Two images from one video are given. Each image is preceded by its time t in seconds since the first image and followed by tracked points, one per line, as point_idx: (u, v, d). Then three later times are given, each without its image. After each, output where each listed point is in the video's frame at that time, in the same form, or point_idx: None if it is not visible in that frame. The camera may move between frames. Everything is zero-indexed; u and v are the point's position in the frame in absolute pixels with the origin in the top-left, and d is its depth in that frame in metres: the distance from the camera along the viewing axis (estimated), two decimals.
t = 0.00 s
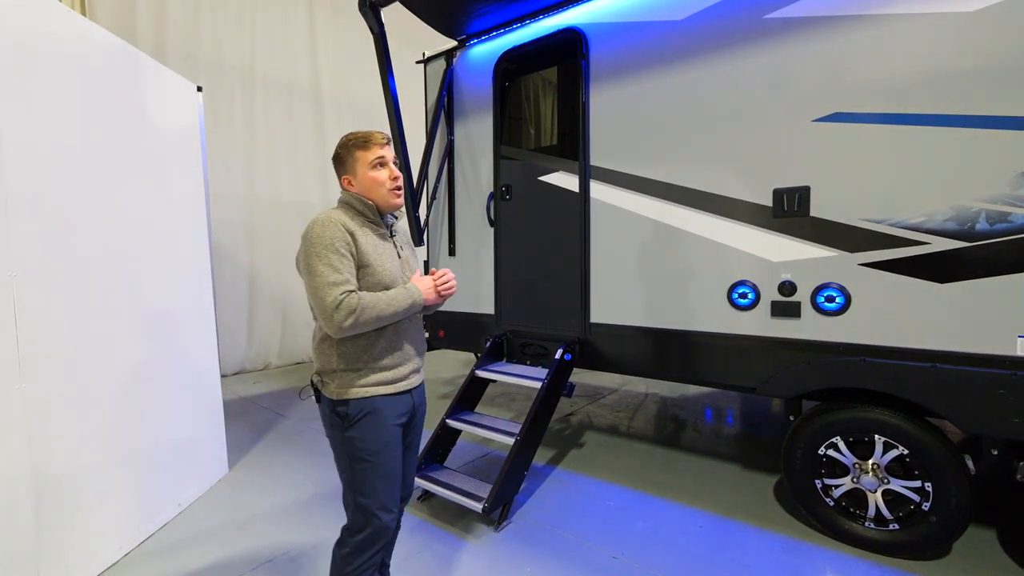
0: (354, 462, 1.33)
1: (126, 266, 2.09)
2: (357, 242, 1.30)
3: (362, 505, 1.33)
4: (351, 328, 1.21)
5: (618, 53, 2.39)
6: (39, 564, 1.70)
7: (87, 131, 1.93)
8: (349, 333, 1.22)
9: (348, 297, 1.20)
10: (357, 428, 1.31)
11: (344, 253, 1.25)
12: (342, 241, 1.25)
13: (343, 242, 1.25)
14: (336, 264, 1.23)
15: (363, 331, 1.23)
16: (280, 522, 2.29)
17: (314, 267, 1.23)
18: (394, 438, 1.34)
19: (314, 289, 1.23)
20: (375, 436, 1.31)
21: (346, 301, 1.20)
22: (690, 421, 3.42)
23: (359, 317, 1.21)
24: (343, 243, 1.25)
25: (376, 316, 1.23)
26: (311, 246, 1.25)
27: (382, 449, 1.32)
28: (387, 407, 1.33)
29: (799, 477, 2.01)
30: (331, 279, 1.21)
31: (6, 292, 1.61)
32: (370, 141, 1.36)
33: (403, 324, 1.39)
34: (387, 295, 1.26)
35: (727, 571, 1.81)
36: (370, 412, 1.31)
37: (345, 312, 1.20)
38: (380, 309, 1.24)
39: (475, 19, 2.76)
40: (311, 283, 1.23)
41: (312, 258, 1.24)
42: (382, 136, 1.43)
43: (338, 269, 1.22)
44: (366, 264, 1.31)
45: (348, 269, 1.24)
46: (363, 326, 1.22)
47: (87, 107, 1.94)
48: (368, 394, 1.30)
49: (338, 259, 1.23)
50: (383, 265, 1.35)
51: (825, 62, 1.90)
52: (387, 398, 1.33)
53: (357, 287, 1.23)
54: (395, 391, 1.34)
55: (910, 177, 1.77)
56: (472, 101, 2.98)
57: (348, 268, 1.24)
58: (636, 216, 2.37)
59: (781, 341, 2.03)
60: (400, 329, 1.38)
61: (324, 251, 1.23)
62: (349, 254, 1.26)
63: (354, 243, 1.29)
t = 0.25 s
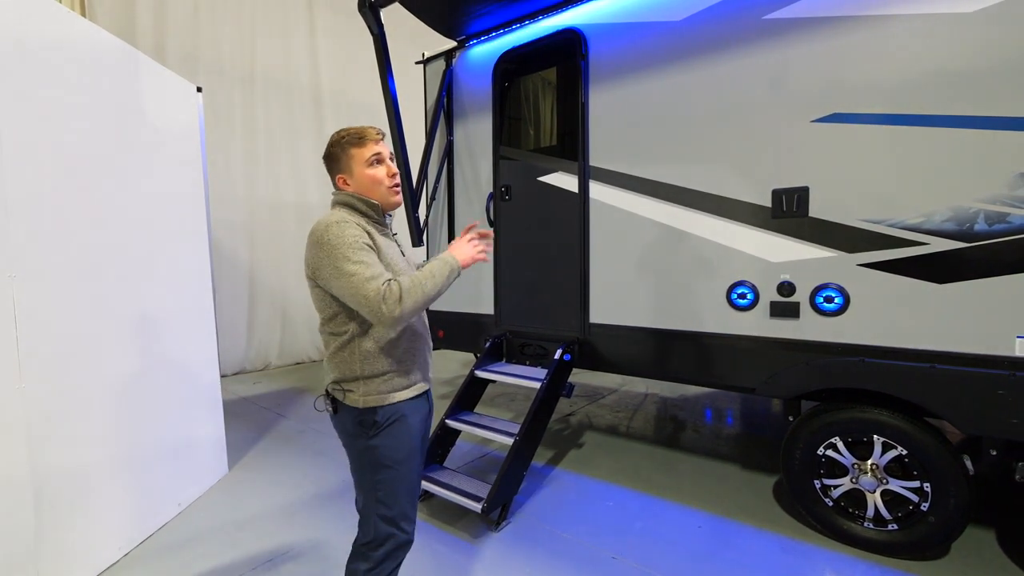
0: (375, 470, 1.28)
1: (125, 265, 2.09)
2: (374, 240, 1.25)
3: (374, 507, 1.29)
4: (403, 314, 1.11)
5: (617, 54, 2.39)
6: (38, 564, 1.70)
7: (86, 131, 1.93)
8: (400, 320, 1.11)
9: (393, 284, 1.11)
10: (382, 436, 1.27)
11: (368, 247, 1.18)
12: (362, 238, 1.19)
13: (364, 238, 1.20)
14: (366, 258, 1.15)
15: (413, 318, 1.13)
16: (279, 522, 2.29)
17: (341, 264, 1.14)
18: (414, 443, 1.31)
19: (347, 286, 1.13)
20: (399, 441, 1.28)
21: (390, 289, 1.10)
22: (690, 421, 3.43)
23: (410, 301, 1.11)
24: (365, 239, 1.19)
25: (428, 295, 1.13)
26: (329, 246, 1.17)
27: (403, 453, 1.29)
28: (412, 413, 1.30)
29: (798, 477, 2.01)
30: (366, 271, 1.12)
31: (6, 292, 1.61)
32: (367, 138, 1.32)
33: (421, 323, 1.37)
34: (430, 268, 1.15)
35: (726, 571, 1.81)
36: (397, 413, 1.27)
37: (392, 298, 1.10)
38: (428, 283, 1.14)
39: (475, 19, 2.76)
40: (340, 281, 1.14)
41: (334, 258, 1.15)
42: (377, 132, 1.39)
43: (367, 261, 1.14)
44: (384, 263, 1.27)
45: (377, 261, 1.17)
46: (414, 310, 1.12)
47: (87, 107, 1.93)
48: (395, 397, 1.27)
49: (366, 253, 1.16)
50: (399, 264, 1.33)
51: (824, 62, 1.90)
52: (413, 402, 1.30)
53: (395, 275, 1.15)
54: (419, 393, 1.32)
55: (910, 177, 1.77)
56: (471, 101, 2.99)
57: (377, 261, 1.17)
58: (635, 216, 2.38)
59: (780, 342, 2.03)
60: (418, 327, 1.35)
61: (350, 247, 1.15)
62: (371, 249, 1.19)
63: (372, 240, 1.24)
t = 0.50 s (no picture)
0: (384, 481, 1.25)
1: (125, 266, 2.09)
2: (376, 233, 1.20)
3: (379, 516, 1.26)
4: (424, 293, 1.01)
5: (617, 54, 2.39)
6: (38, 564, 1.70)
7: (86, 132, 1.94)
8: (420, 302, 1.02)
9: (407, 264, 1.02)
10: (394, 446, 1.24)
11: (371, 237, 1.12)
12: (364, 229, 1.13)
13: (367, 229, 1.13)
14: (372, 247, 1.08)
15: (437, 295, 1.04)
16: (279, 522, 2.29)
17: (346, 257, 1.07)
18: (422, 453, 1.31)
19: (356, 277, 1.05)
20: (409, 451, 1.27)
21: (403, 270, 1.02)
22: (690, 421, 3.43)
23: (429, 278, 1.01)
24: (368, 231, 1.13)
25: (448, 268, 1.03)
26: (330, 241, 1.10)
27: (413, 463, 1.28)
28: (421, 422, 1.29)
29: (797, 477, 2.01)
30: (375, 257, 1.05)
31: (6, 293, 1.62)
32: (356, 130, 1.26)
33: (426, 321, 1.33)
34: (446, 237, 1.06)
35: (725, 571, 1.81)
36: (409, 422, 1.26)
37: (408, 279, 1.01)
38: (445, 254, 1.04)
39: (474, 20, 2.77)
40: (348, 273, 1.06)
41: (337, 251, 1.08)
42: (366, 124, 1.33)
43: (376, 248, 1.08)
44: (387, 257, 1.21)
45: (384, 248, 1.10)
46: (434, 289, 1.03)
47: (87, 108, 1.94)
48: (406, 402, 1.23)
49: (373, 242, 1.09)
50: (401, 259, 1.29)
51: (823, 63, 1.90)
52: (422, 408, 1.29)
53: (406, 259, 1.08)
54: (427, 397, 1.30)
55: (908, 177, 1.77)
56: (471, 101, 2.99)
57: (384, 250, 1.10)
58: (635, 216, 2.38)
59: (779, 342, 2.04)
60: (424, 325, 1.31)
61: (355, 238, 1.09)
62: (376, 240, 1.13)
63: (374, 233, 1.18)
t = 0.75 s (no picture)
0: (381, 496, 1.22)
1: (126, 267, 2.10)
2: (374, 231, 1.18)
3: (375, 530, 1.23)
4: (431, 282, 1.00)
5: (615, 56, 2.40)
6: (40, 563, 1.72)
7: (88, 134, 1.95)
8: (427, 292, 1.01)
9: (411, 254, 1.01)
10: (392, 460, 1.22)
11: (368, 233, 1.11)
12: (361, 226, 1.12)
13: (364, 226, 1.12)
14: (372, 241, 1.07)
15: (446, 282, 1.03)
16: (279, 523, 2.30)
17: (344, 254, 1.06)
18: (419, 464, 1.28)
19: (357, 273, 1.04)
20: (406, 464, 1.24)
21: (407, 261, 1.01)
22: (689, 422, 3.44)
23: (437, 264, 1.00)
24: (365, 228, 1.12)
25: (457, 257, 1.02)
26: (326, 240, 1.09)
27: (411, 474, 1.26)
28: (419, 433, 1.27)
29: (795, 477, 2.02)
30: (376, 251, 1.04)
31: (8, 294, 1.63)
32: (348, 121, 1.23)
33: (425, 323, 1.32)
34: (453, 223, 1.04)
35: (723, 571, 1.82)
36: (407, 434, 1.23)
37: (413, 269, 1.00)
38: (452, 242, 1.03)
39: (474, 22, 2.78)
40: (348, 270, 1.05)
41: (334, 249, 1.07)
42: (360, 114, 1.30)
43: (375, 243, 1.07)
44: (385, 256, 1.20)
45: (382, 242, 1.09)
46: (442, 278, 1.01)
47: (87, 109, 1.95)
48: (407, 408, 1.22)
49: (372, 237, 1.08)
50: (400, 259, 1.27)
51: (820, 65, 1.91)
52: (420, 417, 1.27)
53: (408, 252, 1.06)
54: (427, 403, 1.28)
55: (905, 178, 1.78)
56: (470, 103, 3.00)
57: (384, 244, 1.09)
58: (633, 218, 2.39)
59: (776, 342, 2.05)
60: (422, 327, 1.30)
61: (353, 235, 1.07)
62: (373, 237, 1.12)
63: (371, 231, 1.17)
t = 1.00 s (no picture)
0: (378, 505, 1.23)
1: (128, 268, 2.11)
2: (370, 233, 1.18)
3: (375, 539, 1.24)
4: (428, 291, 0.98)
5: (614, 58, 2.42)
6: (44, 561, 1.74)
7: (90, 136, 1.97)
8: (425, 301, 0.99)
9: (408, 259, 1.00)
10: (388, 469, 1.22)
11: (364, 235, 1.11)
12: (357, 228, 1.12)
13: (360, 228, 1.12)
14: (368, 244, 1.07)
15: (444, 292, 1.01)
16: (280, 522, 2.32)
17: (339, 256, 1.05)
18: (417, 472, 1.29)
19: (351, 277, 1.04)
20: (404, 472, 1.25)
21: (404, 267, 0.99)
22: (688, 422, 3.45)
23: (435, 273, 0.98)
24: (361, 229, 1.12)
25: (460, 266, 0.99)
26: (320, 242, 1.09)
27: (409, 482, 1.27)
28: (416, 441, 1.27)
29: (792, 476, 2.04)
30: (372, 254, 1.03)
31: (12, 296, 1.65)
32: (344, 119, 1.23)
33: (421, 330, 1.32)
34: (460, 232, 1.00)
35: (721, 570, 1.83)
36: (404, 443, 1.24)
37: (410, 276, 0.98)
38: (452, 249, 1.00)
39: (474, 24, 2.79)
40: (342, 273, 1.05)
41: (328, 252, 1.07)
42: (356, 112, 1.30)
43: (373, 246, 1.06)
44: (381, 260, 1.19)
45: (378, 244, 1.08)
46: (440, 288, 0.99)
47: (89, 111, 1.96)
48: (402, 416, 1.23)
49: (368, 240, 1.07)
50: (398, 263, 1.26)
51: (818, 68, 1.93)
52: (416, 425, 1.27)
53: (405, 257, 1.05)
54: (423, 411, 1.29)
55: (902, 181, 1.80)
56: (470, 104, 3.01)
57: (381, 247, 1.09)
58: (632, 219, 2.40)
59: (774, 343, 2.06)
60: (419, 333, 1.30)
61: (349, 237, 1.07)
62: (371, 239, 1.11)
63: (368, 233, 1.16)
